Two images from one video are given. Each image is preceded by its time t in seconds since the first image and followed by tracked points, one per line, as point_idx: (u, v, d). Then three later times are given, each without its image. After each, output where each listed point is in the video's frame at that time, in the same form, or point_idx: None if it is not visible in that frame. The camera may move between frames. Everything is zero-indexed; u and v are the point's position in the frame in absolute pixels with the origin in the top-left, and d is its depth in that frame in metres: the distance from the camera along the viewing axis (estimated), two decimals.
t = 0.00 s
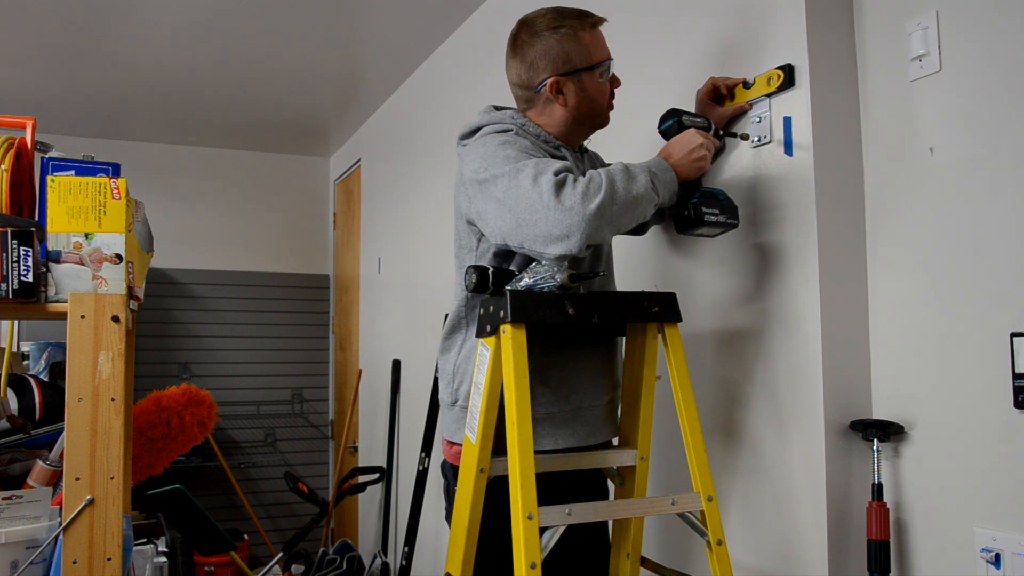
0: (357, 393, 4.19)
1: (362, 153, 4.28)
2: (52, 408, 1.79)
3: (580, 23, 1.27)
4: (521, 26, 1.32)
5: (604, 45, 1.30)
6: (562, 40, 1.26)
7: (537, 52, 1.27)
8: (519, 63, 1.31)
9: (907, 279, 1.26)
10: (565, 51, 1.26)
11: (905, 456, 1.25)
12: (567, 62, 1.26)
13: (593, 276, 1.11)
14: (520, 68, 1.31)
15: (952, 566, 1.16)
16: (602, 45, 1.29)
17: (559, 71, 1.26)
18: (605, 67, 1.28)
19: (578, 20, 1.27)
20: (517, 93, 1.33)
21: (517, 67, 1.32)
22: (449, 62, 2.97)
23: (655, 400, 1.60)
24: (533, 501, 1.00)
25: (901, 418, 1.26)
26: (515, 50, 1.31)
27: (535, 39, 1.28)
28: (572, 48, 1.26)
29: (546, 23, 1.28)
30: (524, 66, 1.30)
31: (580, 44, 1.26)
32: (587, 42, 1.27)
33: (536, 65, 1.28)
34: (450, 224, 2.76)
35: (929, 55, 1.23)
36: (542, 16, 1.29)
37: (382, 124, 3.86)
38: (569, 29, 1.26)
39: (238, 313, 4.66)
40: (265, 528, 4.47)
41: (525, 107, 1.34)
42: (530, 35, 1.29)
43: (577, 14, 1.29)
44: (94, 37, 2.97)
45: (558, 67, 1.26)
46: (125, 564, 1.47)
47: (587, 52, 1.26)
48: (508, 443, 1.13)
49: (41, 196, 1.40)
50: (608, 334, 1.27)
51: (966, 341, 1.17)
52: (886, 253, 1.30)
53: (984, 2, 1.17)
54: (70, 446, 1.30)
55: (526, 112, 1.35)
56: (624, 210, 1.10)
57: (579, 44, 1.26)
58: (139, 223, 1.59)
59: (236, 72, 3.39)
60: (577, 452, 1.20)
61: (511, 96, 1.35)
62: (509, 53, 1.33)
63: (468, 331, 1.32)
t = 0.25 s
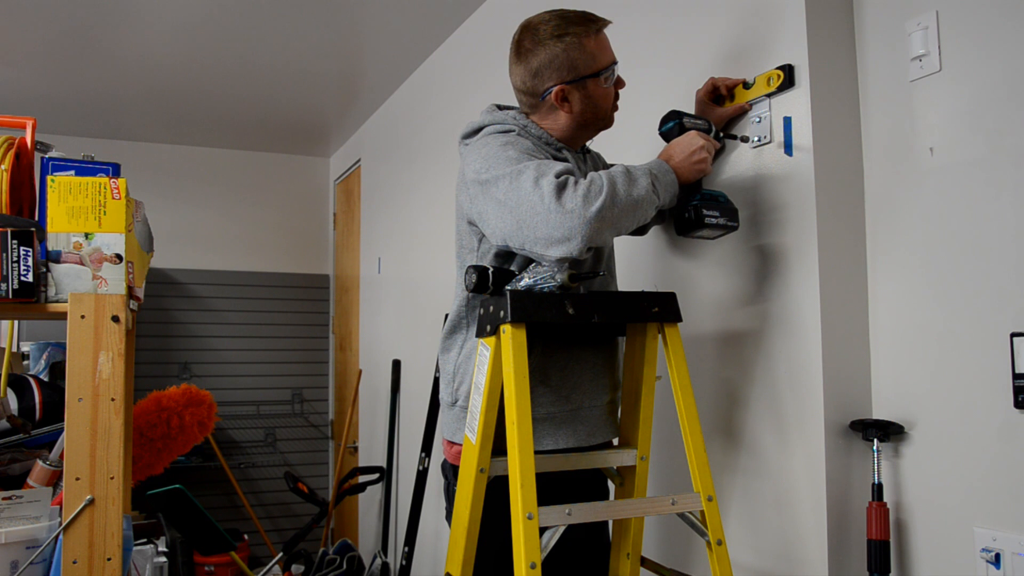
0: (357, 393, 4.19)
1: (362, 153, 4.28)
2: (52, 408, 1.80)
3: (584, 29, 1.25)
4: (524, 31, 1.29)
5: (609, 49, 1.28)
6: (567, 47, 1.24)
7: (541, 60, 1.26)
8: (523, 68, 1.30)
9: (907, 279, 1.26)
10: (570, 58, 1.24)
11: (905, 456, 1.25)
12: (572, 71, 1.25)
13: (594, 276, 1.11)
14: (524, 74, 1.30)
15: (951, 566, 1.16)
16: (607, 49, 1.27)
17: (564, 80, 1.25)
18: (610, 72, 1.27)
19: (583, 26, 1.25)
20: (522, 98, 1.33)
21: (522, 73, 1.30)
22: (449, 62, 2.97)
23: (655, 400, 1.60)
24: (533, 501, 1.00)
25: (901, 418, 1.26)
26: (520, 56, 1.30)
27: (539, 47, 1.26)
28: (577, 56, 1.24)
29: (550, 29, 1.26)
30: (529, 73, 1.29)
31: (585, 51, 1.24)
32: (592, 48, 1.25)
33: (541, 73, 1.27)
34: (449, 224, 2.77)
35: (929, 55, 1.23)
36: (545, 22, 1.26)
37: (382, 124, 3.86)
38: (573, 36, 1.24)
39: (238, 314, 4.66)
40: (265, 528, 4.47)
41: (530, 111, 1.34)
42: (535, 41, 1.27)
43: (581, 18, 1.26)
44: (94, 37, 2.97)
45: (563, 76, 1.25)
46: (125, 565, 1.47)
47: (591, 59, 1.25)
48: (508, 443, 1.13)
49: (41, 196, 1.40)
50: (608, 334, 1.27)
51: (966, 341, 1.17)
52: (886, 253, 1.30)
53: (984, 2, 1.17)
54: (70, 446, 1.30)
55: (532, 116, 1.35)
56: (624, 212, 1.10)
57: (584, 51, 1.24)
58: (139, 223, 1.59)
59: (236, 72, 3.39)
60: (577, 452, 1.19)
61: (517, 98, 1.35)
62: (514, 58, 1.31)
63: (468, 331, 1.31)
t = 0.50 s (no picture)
0: (357, 393, 4.19)
1: (362, 153, 4.28)
2: (52, 408, 1.80)
3: (584, 31, 1.25)
4: (524, 32, 1.29)
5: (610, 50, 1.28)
6: (567, 49, 1.24)
7: (541, 62, 1.26)
8: (523, 70, 1.30)
9: (907, 279, 1.26)
10: (570, 60, 1.24)
11: (905, 456, 1.25)
12: (572, 72, 1.25)
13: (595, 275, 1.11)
14: (524, 75, 1.30)
15: (952, 566, 1.16)
16: (607, 51, 1.27)
17: (565, 82, 1.25)
18: (610, 74, 1.27)
19: (583, 27, 1.25)
20: (522, 98, 1.33)
21: (522, 74, 1.30)
22: (449, 62, 2.97)
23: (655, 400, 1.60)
24: (533, 501, 1.00)
25: (901, 418, 1.26)
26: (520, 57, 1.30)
27: (540, 48, 1.26)
28: (577, 57, 1.24)
29: (550, 30, 1.26)
30: (529, 74, 1.29)
31: (586, 53, 1.24)
32: (592, 50, 1.25)
33: (541, 74, 1.27)
34: (450, 224, 2.77)
35: (929, 55, 1.23)
36: (545, 24, 1.26)
37: (382, 124, 3.86)
38: (573, 38, 1.24)
39: (238, 314, 4.66)
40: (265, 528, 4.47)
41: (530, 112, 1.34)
42: (535, 43, 1.27)
43: (581, 19, 1.26)
44: (94, 37, 2.97)
45: (563, 78, 1.25)
46: (125, 565, 1.47)
47: (592, 61, 1.25)
48: (508, 443, 1.13)
49: (41, 196, 1.40)
50: (608, 334, 1.27)
51: (967, 341, 1.17)
52: (886, 253, 1.30)
53: (983, 3, 1.17)
54: (70, 447, 1.30)
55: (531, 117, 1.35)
56: (625, 213, 1.10)
57: (584, 52, 1.24)
58: (139, 223, 1.59)
59: (236, 72, 3.40)
60: (577, 452, 1.19)
61: (516, 100, 1.35)
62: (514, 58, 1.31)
63: (468, 331, 1.31)
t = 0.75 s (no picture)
0: (356, 393, 4.19)
1: (362, 154, 4.28)
2: (52, 408, 1.80)
3: (587, 24, 1.26)
4: (527, 26, 1.30)
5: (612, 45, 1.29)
6: (570, 40, 1.25)
7: (544, 52, 1.26)
8: (525, 63, 1.30)
9: (907, 279, 1.26)
10: (572, 51, 1.25)
11: (905, 456, 1.25)
12: (574, 63, 1.25)
13: (596, 276, 1.11)
14: (526, 68, 1.30)
15: (952, 566, 1.16)
16: (608, 45, 1.28)
17: (566, 72, 1.25)
18: (611, 68, 1.27)
19: (586, 21, 1.26)
20: (523, 92, 1.33)
21: (524, 67, 1.31)
22: (449, 63, 2.97)
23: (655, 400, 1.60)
24: (533, 501, 1.00)
25: (901, 418, 1.26)
26: (523, 50, 1.30)
27: (543, 40, 1.27)
28: (580, 49, 1.25)
29: (554, 22, 1.27)
30: (531, 66, 1.29)
31: (588, 44, 1.25)
32: (594, 43, 1.26)
33: (543, 65, 1.27)
34: (450, 225, 2.77)
35: (929, 55, 1.23)
36: (549, 16, 1.28)
37: (382, 124, 3.86)
38: (577, 30, 1.25)
39: (238, 314, 4.66)
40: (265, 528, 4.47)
41: (530, 107, 1.34)
42: (538, 34, 1.28)
43: (584, 14, 1.27)
44: (94, 37, 2.97)
45: (565, 68, 1.25)
46: (125, 565, 1.47)
47: (594, 53, 1.25)
48: (508, 443, 1.13)
49: (41, 197, 1.40)
50: (608, 334, 1.27)
51: (967, 341, 1.17)
52: (886, 253, 1.30)
53: (983, 3, 1.17)
54: (70, 447, 1.30)
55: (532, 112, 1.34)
56: (641, 203, 1.10)
57: (587, 44, 1.25)
58: (139, 223, 1.59)
59: (236, 72, 3.40)
60: (577, 452, 1.19)
61: (517, 95, 1.34)
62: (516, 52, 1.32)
63: (468, 330, 1.31)
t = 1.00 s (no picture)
0: (357, 393, 4.19)
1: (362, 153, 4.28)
2: (52, 408, 1.80)
3: (589, 21, 1.28)
4: (531, 27, 1.32)
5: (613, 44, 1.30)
6: (572, 36, 1.26)
7: (547, 48, 1.28)
8: (529, 61, 1.31)
9: (907, 279, 1.26)
10: (575, 47, 1.26)
11: (905, 456, 1.25)
12: (577, 58, 1.26)
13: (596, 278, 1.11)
14: (530, 65, 1.31)
15: (951, 566, 1.16)
16: (610, 44, 1.30)
17: (570, 67, 1.26)
18: (614, 64, 1.28)
19: (588, 18, 1.28)
20: (527, 91, 1.32)
21: (528, 66, 1.31)
22: (449, 63, 2.97)
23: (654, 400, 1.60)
24: (533, 501, 1.00)
25: (901, 418, 1.26)
26: (527, 50, 1.32)
27: (547, 36, 1.28)
28: (582, 44, 1.26)
29: (557, 20, 1.29)
30: (535, 64, 1.30)
31: (590, 40, 1.27)
32: (596, 39, 1.28)
33: (546, 62, 1.28)
34: (450, 225, 2.77)
35: (929, 55, 1.23)
36: (552, 16, 1.30)
37: (382, 124, 3.86)
38: (579, 26, 1.27)
39: (238, 314, 4.66)
40: (265, 528, 4.47)
41: (534, 107, 1.33)
42: (541, 33, 1.29)
43: (586, 12, 1.30)
44: (94, 37, 2.97)
45: (568, 63, 1.26)
46: (125, 565, 1.47)
47: (596, 48, 1.27)
48: (508, 443, 1.13)
49: (41, 196, 1.40)
50: (608, 334, 1.27)
51: (967, 341, 1.17)
52: (886, 252, 1.30)
53: (982, 3, 1.17)
54: (70, 446, 1.30)
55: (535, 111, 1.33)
56: (647, 202, 1.10)
57: (589, 41, 1.27)
58: (139, 223, 1.59)
59: (236, 72, 3.40)
60: (577, 453, 1.20)
61: (521, 95, 1.34)
62: (520, 53, 1.33)
63: (469, 330, 1.31)
